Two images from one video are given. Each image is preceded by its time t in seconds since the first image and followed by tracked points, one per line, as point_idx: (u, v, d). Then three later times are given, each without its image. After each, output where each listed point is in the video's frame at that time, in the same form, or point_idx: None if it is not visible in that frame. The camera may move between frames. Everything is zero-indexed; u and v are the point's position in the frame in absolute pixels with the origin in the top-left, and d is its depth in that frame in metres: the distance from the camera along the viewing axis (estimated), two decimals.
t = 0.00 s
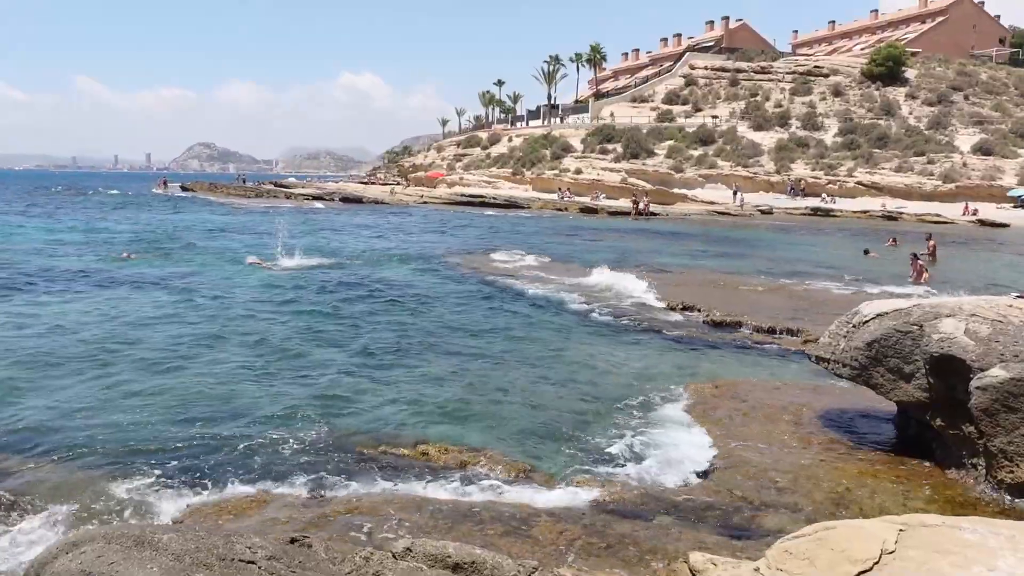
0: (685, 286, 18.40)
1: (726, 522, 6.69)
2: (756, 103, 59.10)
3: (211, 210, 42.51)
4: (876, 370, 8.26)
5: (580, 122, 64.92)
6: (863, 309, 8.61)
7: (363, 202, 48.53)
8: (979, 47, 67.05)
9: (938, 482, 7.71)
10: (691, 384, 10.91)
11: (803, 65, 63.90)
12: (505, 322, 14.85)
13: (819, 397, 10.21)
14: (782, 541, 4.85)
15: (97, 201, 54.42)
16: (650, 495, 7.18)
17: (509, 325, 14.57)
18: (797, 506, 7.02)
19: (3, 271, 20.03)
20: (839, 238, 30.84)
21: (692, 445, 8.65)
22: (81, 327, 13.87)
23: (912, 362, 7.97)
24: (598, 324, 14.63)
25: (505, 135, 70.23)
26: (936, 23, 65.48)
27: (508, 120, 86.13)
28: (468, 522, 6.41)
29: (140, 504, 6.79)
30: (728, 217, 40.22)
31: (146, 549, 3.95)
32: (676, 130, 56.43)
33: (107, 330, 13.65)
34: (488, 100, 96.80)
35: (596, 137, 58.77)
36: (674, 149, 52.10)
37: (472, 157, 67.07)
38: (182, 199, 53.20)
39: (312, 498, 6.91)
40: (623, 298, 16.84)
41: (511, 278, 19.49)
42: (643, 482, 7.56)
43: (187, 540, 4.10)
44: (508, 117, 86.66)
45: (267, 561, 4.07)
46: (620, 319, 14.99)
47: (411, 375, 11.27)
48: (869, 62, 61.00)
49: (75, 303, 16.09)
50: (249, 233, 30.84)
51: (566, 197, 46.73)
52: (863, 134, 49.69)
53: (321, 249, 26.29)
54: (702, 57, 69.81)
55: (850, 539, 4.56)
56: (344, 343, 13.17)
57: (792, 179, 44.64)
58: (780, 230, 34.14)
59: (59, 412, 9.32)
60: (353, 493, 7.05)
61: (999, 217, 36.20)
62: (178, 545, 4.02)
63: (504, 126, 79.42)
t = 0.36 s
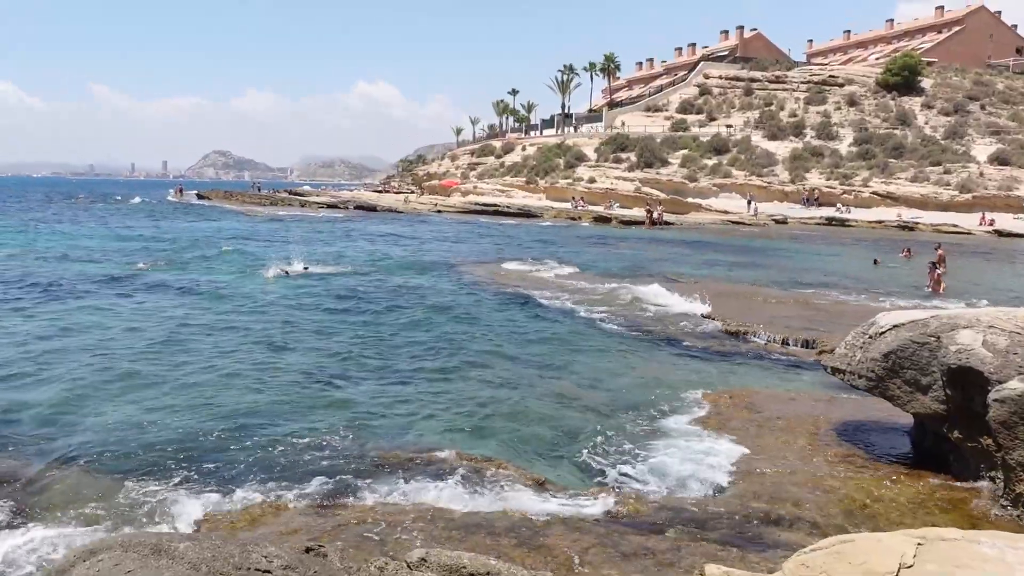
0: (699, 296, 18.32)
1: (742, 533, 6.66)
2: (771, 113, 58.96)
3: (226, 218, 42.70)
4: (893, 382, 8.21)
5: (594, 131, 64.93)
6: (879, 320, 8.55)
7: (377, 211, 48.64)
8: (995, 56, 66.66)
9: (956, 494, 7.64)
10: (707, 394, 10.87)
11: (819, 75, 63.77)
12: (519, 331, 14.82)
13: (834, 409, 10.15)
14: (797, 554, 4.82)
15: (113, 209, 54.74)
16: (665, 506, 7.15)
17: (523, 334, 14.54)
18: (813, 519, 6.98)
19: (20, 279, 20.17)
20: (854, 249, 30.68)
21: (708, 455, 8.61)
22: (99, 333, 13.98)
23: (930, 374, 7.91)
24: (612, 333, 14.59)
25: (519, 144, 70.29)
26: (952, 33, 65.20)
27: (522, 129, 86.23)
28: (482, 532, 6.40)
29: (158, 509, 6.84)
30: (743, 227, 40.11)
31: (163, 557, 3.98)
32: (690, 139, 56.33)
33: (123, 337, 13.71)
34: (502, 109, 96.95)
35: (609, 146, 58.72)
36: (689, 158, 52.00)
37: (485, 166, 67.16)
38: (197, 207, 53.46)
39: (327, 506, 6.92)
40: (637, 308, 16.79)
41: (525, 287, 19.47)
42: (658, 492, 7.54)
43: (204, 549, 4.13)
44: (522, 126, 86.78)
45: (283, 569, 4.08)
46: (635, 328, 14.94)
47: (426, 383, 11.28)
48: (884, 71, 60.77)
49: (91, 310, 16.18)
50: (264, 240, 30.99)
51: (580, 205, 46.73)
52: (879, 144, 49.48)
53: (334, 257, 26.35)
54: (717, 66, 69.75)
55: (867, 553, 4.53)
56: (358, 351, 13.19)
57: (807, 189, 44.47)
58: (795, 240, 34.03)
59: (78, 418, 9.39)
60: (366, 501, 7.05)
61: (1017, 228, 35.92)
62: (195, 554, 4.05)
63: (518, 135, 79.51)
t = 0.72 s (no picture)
0: (713, 308, 18.24)
1: (755, 547, 6.62)
2: (783, 124, 58.89)
3: (239, 228, 42.88)
4: (909, 395, 8.14)
5: (606, 142, 64.96)
6: (894, 333, 8.49)
7: (389, 222, 48.74)
8: (1009, 68, 66.33)
9: (973, 509, 7.57)
10: (721, 405, 10.83)
11: (831, 86, 63.66)
12: (531, 341, 14.80)
13: (850, 422, 10.09)
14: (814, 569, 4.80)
15: (128, 219, 55.08)
16: (678, 519, 7.13)
17: (535, 345, 14.52)
18: (828, 533, 6.93)
19: (35, 289, 20.28)
20: (868, 260, 30.54)
21: (722, 468, 8.56)
22: (114, 343, 14.08)
23: (945, 387, 7.86)
24: (624, 344, 14.58)
25: (531, 155, 70.38)
26: (965, 45, 65.00)
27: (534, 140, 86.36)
28: (496, 545, 6.38)
29: (171, 518, 6.88)
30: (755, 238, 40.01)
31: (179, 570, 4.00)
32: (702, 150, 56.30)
33: (137, 347, 13.78)
34: (514, 120, 97.13)
35: (621, 157, 58.72)
36: (701, 169, 51.94)
37: (497, 176, 67.25)
38: (211, 217, 53.70)
39: (341, 517, 6.93)
40: (649, 319, 16.73)
41: (537, 298, 19.48)
42: (671, 506, 7.49)
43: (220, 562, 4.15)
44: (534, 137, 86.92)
45: None
46: (647, 339, 14.89)
47: (438, 394, 11.29)
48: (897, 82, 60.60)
49: (105, 320, 16.26)
50: (277, 251, 31.12)
51: (591, 217, 46.75)
52: (892, 156, 49.31)
53: (347, 267, 26.42)
54: (729, 78, 69.76)
55: (883, 568, 4.52)
56: (371, 362, 13.19)
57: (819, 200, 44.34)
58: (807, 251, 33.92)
59: (93, 427, 9.44)
60: (380, 512, 7.06)
61: None
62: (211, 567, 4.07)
63: (530, 146, 79.63)
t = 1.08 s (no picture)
0: (722, 321, 18.18)
1: (768, 563, 6.57)
2: (791, 137, 58.89)
3: (249, 244, 43.06)
4: (922, 410, 8.05)
5: (614, 156, 65.07)
6: (906, 346, 8.41)
7: (398, 237, 48.89)
8: (1018, 80, 66.19)
9: (990, 526, 7.46)
10: (732, 420, 10.76)
11: (839, 99, 63.64)
12: (540, 356, 14.78)
13: (863, 437, 9.99)
14: None
15: (138, 236, 55.33)
16: (690, 535, 7.07)
17: (543, 359, 14.50)
18: (843, 550, 6.85)
19: (47, 306, 20.40)
20: (878, 273, 30.43)
21: (734, 483, 8.48)
22: (123, 360, 14.11)
23: (959, 402, 7.78)
24: (633, 358, 14.51)
25: (539, 169, 70.51)
26: (974, 56, 64.93)
27: (542, 154, 86.58)
28: (507, 561, 6.35)
29: (180, 535, 6.88)
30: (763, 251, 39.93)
31: None
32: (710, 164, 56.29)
33: (147, 363, 13.83)
34: (522, 135, 97.41)
35: (629, 170, 58.74)
36: (709, 183, 51.94)
37: (505, 191, 67.40)
38: (220, 234, 53.95)
39: (350, 534, 6.90)
40: (658, 333, 16.71)
41: (545, 312, 19.45)
42: (683, 520, 7.45)
43: None
44: (542, 151, 87.14)
45: None
46: (657, 353, 14.85)
47: (448, 409, 11.26)
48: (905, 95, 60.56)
49: (116, 336, 16.32)
50: (285, 266, 31.17)
51: (600, 231, 46.72)
52: (901, 168, 49.21)
53: (356, 283, 26.48)
54: (736, 91, 69.82)
55: None
56: (379, 377, 13.17)
57: (828, 213, 44.26)
58: (817, 264, 33.83)
59: (101, 444, 9.44)
60: (389, 528, 7.02)
61: None
62: None
63: (538, 160, 79.81)
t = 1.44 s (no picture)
0: (731, 330, 18.16)
1: (780, 572, 6.57)
2: (798, 146, 58.90)
3: (257, 256, 43.23)
4: (933, 419, 8.02)
5: (621, 167, 65.17)
6: (916, 355, 8.38)
7: (405, 248, 49.01)
8: None
9: (1004, 536, 7.42)
10: (740, 430, 10.76)
11: (845, 109, 63.63)
12: (550, 366, 14.79)
13: (874, 446, 9.96)
14: None
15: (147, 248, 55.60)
16: (703, 545, 7.06)
17: (553, 369, 14.50)
18: (857, 559, 6.83)
19: (59, 319, 20.54)
20: (886, 282, 30.36)
21: (746, 493, 8.45)
22: (133, 372, 14.16)
23: (970, 411, 7.76)
24: (642, 367, 14.49)
25: (545, 180, 70.63)
26: (980, 65, 64.91)
27: (548, 164, 86.77)
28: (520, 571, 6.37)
29: (193, 545, 6.94)
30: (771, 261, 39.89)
31: None
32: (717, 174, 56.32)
33: (159, 375, 13.90)
34: (529, 146, 97.63)
35: (636, 181, 58.77)
36: (715, 193, 51.97)
37: (512, 202, 67.55)
38: (229, 245, 54.16)
39: (362, 544, 6.91)
40: (666, 342, 16.72)
41: (553, 323, 19.44)
42: (695, 529, 7.44)
43: None
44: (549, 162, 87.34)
45: None
46: (666, 363, 14.85)
47: (459, 420, 11.27)
48: (911, 104, 60.54)
49: (127, 348, 16.41)
50: (294, 278, 31.25)
51: (607, 241, 46.73)
52: (908, 177, 49.15)
53: (364, 294, 26.56)
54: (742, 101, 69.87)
55: None
56: (389, 388, 13.20)
57: (835, 222, 44.22)
58: (824, 273, 33.78)
59: (112, 456, 9.49)
60: (401, 539, 7.03)
61: None
62: None
63: (544, 171, 79.97)
